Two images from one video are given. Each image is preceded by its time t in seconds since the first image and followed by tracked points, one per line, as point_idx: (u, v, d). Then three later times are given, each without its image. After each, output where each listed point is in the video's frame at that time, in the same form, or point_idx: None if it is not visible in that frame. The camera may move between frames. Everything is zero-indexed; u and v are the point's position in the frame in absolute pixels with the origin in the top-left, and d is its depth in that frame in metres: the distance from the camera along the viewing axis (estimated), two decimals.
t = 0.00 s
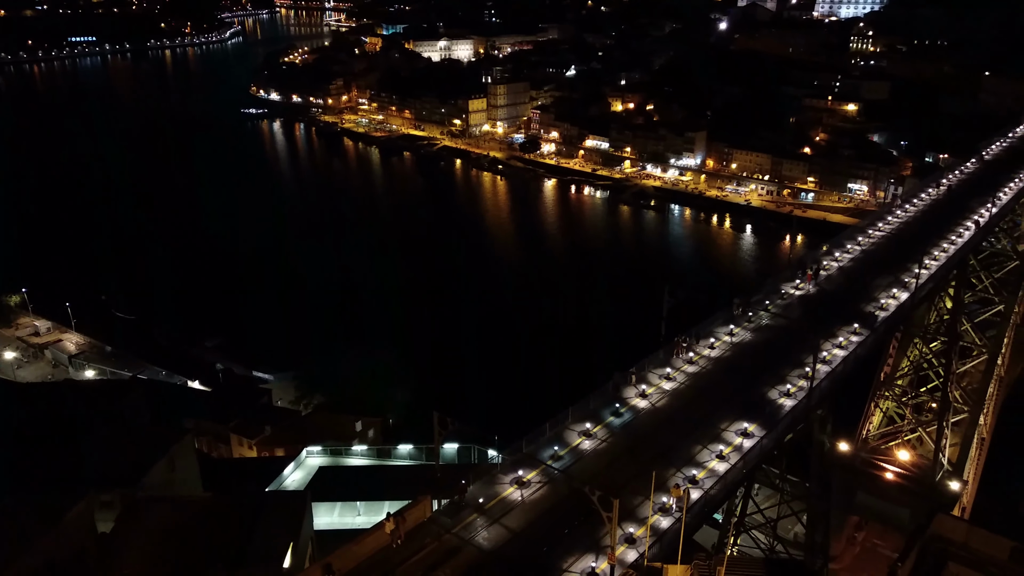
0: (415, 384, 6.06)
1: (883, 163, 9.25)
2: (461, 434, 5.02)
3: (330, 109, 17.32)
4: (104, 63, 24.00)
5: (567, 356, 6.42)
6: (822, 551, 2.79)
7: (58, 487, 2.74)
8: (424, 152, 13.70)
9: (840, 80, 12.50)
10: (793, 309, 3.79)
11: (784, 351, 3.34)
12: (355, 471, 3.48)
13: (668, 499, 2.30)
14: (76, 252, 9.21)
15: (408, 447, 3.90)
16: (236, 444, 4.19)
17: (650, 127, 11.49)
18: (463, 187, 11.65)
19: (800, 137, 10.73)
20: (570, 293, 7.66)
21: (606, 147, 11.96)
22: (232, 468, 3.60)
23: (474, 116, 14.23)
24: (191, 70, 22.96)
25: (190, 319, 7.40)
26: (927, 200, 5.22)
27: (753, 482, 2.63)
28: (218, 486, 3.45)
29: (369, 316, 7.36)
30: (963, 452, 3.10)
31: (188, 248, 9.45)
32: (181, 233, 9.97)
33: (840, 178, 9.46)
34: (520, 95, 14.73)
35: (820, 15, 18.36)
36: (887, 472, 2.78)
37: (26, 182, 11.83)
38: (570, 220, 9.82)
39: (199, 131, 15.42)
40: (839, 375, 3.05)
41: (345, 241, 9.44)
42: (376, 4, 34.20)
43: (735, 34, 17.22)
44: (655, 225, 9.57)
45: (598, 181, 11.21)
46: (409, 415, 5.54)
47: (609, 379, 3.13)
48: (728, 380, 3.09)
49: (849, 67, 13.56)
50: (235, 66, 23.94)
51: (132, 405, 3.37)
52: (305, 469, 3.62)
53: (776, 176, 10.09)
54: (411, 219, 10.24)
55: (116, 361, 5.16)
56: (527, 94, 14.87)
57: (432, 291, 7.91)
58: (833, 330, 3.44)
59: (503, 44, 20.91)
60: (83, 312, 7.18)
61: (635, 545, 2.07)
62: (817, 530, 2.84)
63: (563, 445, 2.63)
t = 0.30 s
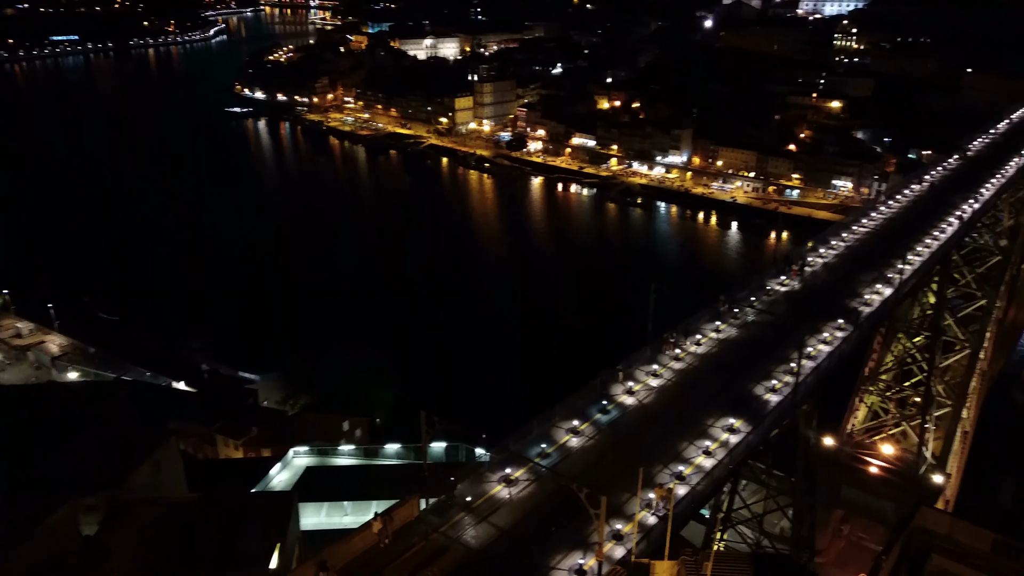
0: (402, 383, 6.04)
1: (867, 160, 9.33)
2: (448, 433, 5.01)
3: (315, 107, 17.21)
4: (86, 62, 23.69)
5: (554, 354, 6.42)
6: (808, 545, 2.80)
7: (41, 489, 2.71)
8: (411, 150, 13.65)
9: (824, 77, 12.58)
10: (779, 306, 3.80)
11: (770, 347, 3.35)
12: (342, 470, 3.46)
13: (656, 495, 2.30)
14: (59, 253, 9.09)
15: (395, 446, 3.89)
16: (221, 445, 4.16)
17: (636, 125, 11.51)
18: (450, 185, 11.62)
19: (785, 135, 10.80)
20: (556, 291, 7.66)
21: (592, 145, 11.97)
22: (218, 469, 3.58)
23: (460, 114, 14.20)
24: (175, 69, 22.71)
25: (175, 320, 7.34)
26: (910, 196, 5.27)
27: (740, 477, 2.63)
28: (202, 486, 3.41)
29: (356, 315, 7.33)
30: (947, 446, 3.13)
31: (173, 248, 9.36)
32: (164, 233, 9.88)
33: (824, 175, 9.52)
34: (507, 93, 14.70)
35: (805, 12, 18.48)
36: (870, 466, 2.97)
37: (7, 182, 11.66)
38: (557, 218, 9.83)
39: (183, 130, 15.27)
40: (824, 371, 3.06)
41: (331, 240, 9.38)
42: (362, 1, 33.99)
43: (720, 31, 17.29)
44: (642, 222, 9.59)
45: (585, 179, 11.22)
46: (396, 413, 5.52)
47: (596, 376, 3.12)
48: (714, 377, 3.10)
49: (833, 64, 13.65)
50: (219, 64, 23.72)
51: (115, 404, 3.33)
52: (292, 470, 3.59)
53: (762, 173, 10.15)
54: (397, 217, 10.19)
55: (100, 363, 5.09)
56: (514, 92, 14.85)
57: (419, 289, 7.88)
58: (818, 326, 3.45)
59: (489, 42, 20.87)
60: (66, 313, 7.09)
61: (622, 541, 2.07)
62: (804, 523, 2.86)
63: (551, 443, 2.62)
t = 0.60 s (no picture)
0: (386, 388, 6.00)
1: (845, 163, 9.45)
2: (434, 438, 4.99)
3: (296, 112, 17.10)
4: (62, 67, 23.37)
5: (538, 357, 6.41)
6: (792, 544, 2.83)
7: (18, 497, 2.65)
8: (392, 155, 13.60)
9: (802, 81, 12.73)
10: (760, 307, 3.83)
11: (753, 348, 3.36)
12: (326, 477, 3.43)
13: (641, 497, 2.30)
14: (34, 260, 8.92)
15: (379, 452, 3.86)
16: (204, 453, 4.11)
17: (617, 129, 11.57)
18: (432, 189, 11.59)
19: (765, 138, 10.91)
20: (540, 294, 7.66)
21: (574, 149, 12.02)
22: (200, 477, 3.53)
23: (442, 118, 14.19)
24: (152, 73, 22.43)
25: (156, 327, 7.25)
26: (887, 198, 5.34)
27: (724, 477, 2.64)
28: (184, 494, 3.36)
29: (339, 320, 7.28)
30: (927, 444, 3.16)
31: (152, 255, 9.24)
32: (143, 239, 9.74)
33: (803, 177, 9.63)
34: (488, 97, 14.70)
35: (782, 16, 18.72)
36: (852, 465, 2.97)
37: None
38: (540, 221, 9.84)
39: (161, 135, 15.09)
40: (806, 371, 3.07)
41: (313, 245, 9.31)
42: (343, 6, 33.85)
43: (699, 35, 17.44)
44: (624, 225, 9.63)
45: (567, 182, 11.25)
46: (381, 419, 5.48)
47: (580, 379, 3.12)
48: (697, 379, 3.10)
49: (811, 68, 13.82)
50: (198, 69, 23.47)
51: (96, 412, 3.28)
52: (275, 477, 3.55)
53: (742, 176, 10.24)
54: (379, 222, 10.14)
55: (78, 371, 5.00)
56: (495, 96, 14.85)
57: (402, 294, 7.83)
58: (799, 327, 3.48)
59: (470, 46, 20.88)
60: (43, 321, 6.97)
61: (608, 544, 2.06)
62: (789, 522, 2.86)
63: (536, 447, 2.62)
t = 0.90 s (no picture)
0: (374, 390, 5.97)
1: (829, 162, 9.54)
2: (421, 439, 4.97)
3: (280, 113, 16.99)
4: (43, 68, 23.09)
5: (526, 357, 6.41)
6: (778, 541, 2.85)
7: None
8: (378, 156, 13.55)
9: (785, 81, 12.83)
10: (746, 306, 3.85)
11: (738, 346, 3.38)
12: (313, 480, 3.40)
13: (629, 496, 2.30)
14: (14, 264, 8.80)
15: (366, 454, 3.84)
16: (189, 457, 4.06)
17: (603, 129, 11.61)
18: (418, 190, 11.55)
19: (749, 138, 10.99)
20: (528, 295, 7.66)
21: (560, 149, 12.04)
22: (185, 481, 3.49)
23: (428, 119, 14.16)
24: (134, 74, 22.19)
25: (140, 331, 7.17)
26: (870, 197, 5.39)
27: (711, 476, 2.65)
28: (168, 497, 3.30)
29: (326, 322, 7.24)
30: (911, 440, 3.19)
31: (135, 258, 9.14)
32: (126, 243, 9.64)
33: (787, 177, 9.70)
34: (474, 97, 14.69)
35: (765, 17, 18.87)
36: (838, 462, 3.02)
37: None
38: (526, 221, 9.84)
39: (143, 136, 14.93)
40: (791, 369, 3.09)
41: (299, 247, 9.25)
42: (327, 7, 33.68)
43: (684, 36, 17.53)
44: (610, 225, 9.66)
45: (553, 183, 11.26)
46: (368, 421, 5.46)
47: (567, 379, 3.12)
48: (684, 378, 3.11)
49: (794, 68, 13.93)
50: (181, 70, 23.25)
51: (77, 418, 3.24)
52: (262, 480, 3.52)
53: (727, 176, 10.29)
54: (365, 223, 10.10)
55: (61, 375, 4.93)
56: (481, 97, 14.84)
57: (389, 296, 7.80)
58: (785, 325, 3.49)
59: (455, 47, 20.85)
60: (24, 325, 6.87)
61: (596, 544, 2.06)
62: (776, 520, 2.87)
63: (524, 447, 2.61)
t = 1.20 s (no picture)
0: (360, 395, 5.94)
1: (811, 164, 9.62)
2: (408, 444, 4.96)
3: (264, 117, 16.90)
4: (23, 73, 22.81)
5: (513, 361, 6.40)
6: (766, 541, 2.86)
7: None
8: (363, 160, 13.51)
9: (768, 83, 12.94)
10: (731, 307, 3.87)
11: (724, 347, 3.39)
12: (300, 486, 3.37)
13: (617, 498, 2.29)
14: None
15: (353, 459, 3.83)
16: (175, 465, 4.03)
17: (587, 132, 11.65)
18: (404, 194, 11.53)
19: (732, 140, 11.07)
20: (515, 298, 7.65)
21: (545, 152, 12.07)
22: (171, 489, 3.45)
23: (413, 123, 14.14)
24: (116, 79, 21.98)
25: (123, 339, 7.10)
26: (853, 199, 5.44)
27: (698, 477, 2.65)
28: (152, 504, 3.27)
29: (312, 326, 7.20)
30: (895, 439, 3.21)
31: (118, 264, 9.04)
32: (108, 249, 9.54)
33: (770, 179, 9.77)
34: (459, 101, 14.67)
35: (748, 20, 19.03)
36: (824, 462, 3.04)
37: None
38: (512, 225, 9.84)
39: (125, 142, 14.78)
40: (776, 370, 3.10)
41: (284, 252, 9.19)
42: (311, 11, 33.56)
43: (668, 39, 17.65)
44: (596, 228, 9.69)
45: (539, 186, 11.28)
46: (355, 426, 5.42)
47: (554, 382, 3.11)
48: (670, 380, 3.11)
49: (776, 71, 14.06)
50: (163, 75, 23.06)
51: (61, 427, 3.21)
52: (248, 487, 3.49)
53: (711, 178, 10.35)
54: (351, 227, 10.05)
55: (44, 383, 4.87)
56: (466, 100, 14.82)
57: (375, 300, 7.77)
58: (770, 326, 3.51)
59: (439, 50, 20.85)
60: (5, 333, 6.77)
61: (585, 546, 2.05)
62: (763, 520, 2.88)
63: (512, 450, 2.60)
